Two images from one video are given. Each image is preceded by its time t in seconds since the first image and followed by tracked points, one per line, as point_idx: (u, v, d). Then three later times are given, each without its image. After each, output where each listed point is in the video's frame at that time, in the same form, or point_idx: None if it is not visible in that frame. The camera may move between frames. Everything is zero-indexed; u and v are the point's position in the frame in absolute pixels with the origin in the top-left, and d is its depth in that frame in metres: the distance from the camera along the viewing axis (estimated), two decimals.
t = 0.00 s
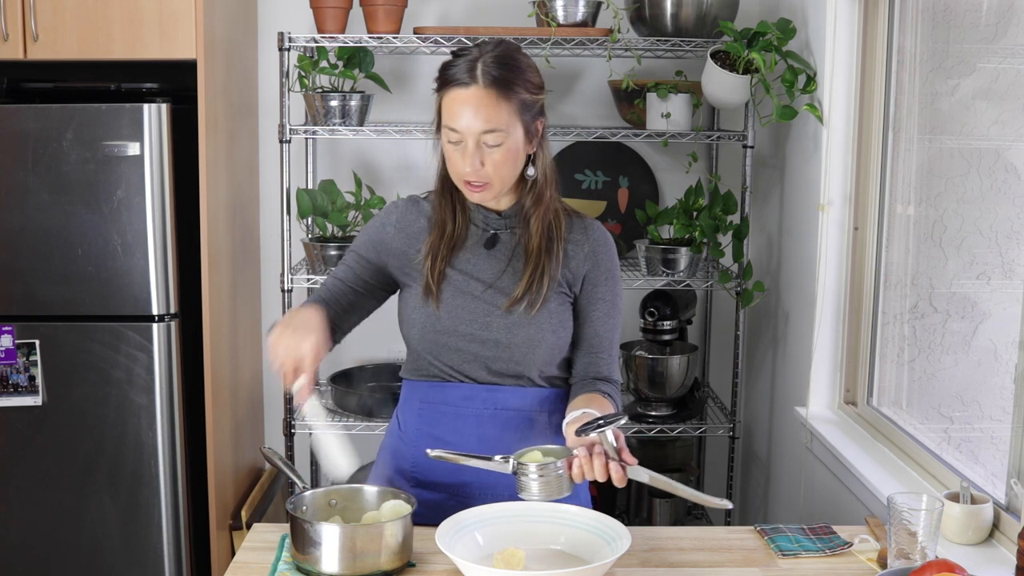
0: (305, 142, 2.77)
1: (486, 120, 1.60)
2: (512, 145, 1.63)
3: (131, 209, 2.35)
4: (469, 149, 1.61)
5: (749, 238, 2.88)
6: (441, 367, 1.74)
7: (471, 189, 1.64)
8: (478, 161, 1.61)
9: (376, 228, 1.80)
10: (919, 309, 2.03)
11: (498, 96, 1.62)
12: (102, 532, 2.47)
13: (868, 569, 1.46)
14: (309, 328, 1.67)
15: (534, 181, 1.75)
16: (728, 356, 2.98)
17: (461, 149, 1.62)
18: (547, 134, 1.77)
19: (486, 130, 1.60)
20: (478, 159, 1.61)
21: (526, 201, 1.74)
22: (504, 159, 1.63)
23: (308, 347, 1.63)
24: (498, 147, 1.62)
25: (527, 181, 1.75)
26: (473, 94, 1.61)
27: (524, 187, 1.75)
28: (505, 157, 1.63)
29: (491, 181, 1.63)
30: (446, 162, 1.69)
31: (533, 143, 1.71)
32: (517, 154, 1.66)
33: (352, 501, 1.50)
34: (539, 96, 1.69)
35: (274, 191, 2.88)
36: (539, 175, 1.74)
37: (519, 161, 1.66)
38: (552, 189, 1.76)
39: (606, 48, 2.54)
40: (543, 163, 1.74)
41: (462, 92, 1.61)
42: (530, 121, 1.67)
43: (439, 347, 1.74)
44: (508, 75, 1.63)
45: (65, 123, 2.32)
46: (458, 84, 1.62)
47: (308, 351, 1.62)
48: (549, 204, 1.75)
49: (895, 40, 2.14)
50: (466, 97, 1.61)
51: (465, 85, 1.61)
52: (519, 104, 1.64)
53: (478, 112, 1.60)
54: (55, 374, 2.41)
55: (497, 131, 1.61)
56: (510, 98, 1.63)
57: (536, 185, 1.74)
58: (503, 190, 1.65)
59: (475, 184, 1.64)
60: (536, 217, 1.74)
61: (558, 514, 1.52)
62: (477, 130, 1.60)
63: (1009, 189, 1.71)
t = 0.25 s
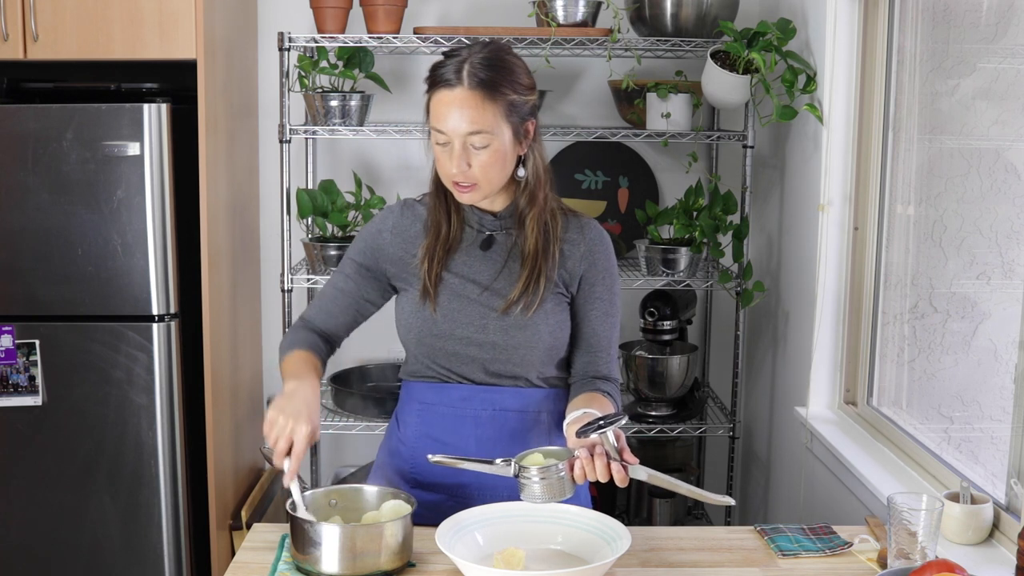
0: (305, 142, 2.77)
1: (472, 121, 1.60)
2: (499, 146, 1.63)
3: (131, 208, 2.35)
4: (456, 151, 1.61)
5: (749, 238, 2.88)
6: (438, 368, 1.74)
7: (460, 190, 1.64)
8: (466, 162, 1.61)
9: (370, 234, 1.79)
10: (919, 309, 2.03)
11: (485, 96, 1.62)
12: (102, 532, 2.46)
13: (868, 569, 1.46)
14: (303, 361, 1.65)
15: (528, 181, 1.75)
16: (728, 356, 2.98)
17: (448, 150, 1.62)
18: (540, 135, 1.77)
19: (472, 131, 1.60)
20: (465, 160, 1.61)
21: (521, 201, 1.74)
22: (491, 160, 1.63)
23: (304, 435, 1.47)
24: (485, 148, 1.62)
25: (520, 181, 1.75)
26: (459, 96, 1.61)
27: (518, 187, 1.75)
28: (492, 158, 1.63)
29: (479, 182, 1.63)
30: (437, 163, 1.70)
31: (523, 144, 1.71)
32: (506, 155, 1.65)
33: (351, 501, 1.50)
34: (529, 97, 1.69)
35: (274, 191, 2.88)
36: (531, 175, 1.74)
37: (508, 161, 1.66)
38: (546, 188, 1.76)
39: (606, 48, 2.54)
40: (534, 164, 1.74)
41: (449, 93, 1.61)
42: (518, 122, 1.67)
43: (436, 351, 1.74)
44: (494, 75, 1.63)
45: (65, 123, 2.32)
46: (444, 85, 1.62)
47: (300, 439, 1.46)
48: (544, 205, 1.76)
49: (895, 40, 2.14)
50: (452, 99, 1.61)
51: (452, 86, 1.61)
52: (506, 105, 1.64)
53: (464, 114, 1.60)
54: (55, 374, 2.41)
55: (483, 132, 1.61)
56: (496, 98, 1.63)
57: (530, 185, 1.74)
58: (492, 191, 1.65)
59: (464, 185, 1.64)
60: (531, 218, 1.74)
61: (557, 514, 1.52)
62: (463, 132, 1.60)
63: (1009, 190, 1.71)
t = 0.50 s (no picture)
0: (305, 142, 2.77)
1: (462, 120, 1.60)
2: (491, 145, 1.63)
3: (131, 208, 2.35)
4: (447, 150, 1.60)
5: (749, 238, 2.88)
6: (436, 370, 1.75)
7: (453, 190, 1.64)
8: (457, 162, 1.61)
9: (365, 237, 1.79)
10: (919, 309, 2.03)
11: (474, 95, 1.62)
12: (102, 532, 2.46)
13: (868, 569, 1.46)
14: (292, 377, 1.67)
15: (520, 180, 1.74)
16: (728, 356, 2.98)
17: (440, 150, 1.62)
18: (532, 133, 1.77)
19: (462, 130, 1.60)
20: (457, 159, 1.61)
21: (514, 200, 1.74)
22: (483, 159, 1.63)
23: (296, 451, 1.46)
24: (476, 147, 1.62)
25: (512, 180, 1.74)
26: (449, 95, 1.61)
27: (510, 185, 1.75)
28: (484, 157, 1.62)
29: (472, 181, 1.63)
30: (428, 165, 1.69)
31: (515, 142, 1.71)
32: (497, 154, 1.65)
33: (351, 502, 1.50)
34: (519, 95, 1.69)
35: (274, 191, 2.88)
36: (523, 173, 1.73)
37: (500, 160, 1.66)
38: (539, 186, 1.76)
39: (606, 48, 2.54)
40: (525, 162, 1.73)
41: (438, 93, 1.61)
42: (509, 120, 1.67)
43: (435, 354, 1.74)
44: (483, 74, 1.63)
45: (65, 123, 2.32)
46: (434, 85, 1.62)
47: (293, 456, 1.45)
48: (537, 202, 1.75)
49: (895, 40, 2.14)
50: (442, 98, 1.61)
51: (441, 86, 1.61)
52: (496, 103, 1.64)
53: (454, 113, 1.60)
54: (54, 374, 2.41)
55: (474, 131, 1.61)
56: (486, 97, 1.63)
57: (522, 184, 1.74)
58: (485, 190, 1.65)
59: (456, 184, 1.63)
60: (525, 217, 1.73)
61: (558, 514, 1.52)
62: (454, 131, 1.60)
63: (1009, 190, 1.71)
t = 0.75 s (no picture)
0: (305, 142, 2.77)
1: (458, 120, 1.60)
2: (487, 144, 1.63)
3: (131, 208, 2.35)
4: (443, 150, 1.60)
5: (749, 238, 2.88)
6: (434, 371, 1.75)
7: (449, 190, 1.64)
8: (454, 161, 1.61)
9: (362, 239, 1.79)
10: (919, 309, 2.03)
11: (470, 95, 1.62)
12: (102, 532, 2.46)
13: (868, 569, 1.46)
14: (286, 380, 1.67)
15: (516, 179, 1.74)
16: (728, 356, 2.98)
17: (436, 150, 1.62)
18: (527, 133, 1.77)
19: (458, 130, 1.60)
20: (453, 159, 1.61)
21: (510, 200, 1.74)
22: (479, 158, 1.63)
23: (285, 445, 1.46)
24: (473, 147, 1.62)
25: (508, 180, 1.74)
26: (445, 95, 1.61)
27: (506, 185, 1.75)
28: (480, 157, 1.62)
29: (468, 181, 1.63)
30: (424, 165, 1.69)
31: (511, 142, 1.71)
32: (494, 154, 1.65)
33: (351, 502, 1.50)
34: (514, 94, 1.69)
35: (274, 191, 2.88)
36: (519, 173, 1.74)
37: (496, 160, 1.66)
38: (534, 186, 1.76)
39: (606, 48, 2.54)
40: (521, 162, 1.73)
41: (434, 92, 1.61)
42: (504, 120, 1.67)
43: (433, 356, 1.74)
44: (479, 73, 1.63)
45: (65, 123, 2.32)
46: (430, 85, 1.62)
47: (281, 447, 1.46)
48: (533, 201, 1.75)
49: (895, 40, 2.14)
50: (437, 98, 1.61)
51: (437, 86, 1.61)
52: (492, 103, 1.64)
53: (450, 113, 1.60)
54: (54, 374, 2.41)
55: (470, 131, 1.61)
56: (482, 97, 1.63)
57: (518, 183, 1.74)
58: (481, 190, 1.65)
59: (452, 184, 1.63)
60: (521, 217, 1.73)
61: (557, 513, 1.52)
62: (451, 131, 1.60)
63: (1009, 190, 1.71)
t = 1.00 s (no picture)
0: (305, 142, 2.77)
1: (458, 118, 1.60)
2: (487, 142, 1.63)
3: (131, 208, 2.35)
4: (443, 149, 1.60)
5: (748, 238, 2.88)
6: (432, 371, 1.75)
7: (450, 189, 1.64)
8: (454, 160, 1.61)
9: (361, 243, 1.79)
10: (919, 309, 2.03)
11: (469, 93, 1.62)
12: (102, 532, 2.46)
13: (868, 569, 1.46)
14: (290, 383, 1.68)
15: (514, 178, 1.74)
16: (728, 356, 2.98)
17: (436, 149, 1.62)
18: (525, 131, 1.77)
19: (458, 128, 1.60)
20: (453, 157, 1.61)
21: (507, 199, 1.74)
22: (479, 156, 1.63)
23: (278, 443, 1.48)
24: (472, 145, 1.62)
25: (506, 178, 1.74)
26: (444, 93, 1.61)
27: (504, 184, 1.75)
28: (480, 155, 1.62)
29: (468, 179, 1.63)
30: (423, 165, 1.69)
31: (510, 140, 1.71)
32: (493, 151, 1.65)
33: (351, 502, 1.50)
34: (512, 92, 1.69)
35: (274, 191, 2.88)
36: (518, 171, 1.74)
37: (496, 157, 1.66)
38: (532, 184, 1.76)
39: (606, 48, 2.54)
40: (520, 159, 1.73)
41: (433, 91, 1.61)
42: (503, 117, 1.67)
43: (430, 355, 1.74)
44: (477, 71, 1.63)
45: (65, 123, 2.32)
46: (428, 84, 1.62)
47: (274, 446, 1.47)
48: (531, 200, 1.75)
49: (895, 40, 2.14)
50: (436, 97, 1.61)
51: (436, 84, 1.61)
52: (490, 100, 1.64)
53: (449, 111, 1.60)
54: (54, 374, 2.41)
55: (470, 129, 1.61)
56: (481, 94, 1.63)
57: (517, 181, 1.74)
58: (481, 188, 1.65)
59: (453, 183, 1.63)
60: (519, 215, 1.73)
61: (557, 513, 1.52)
62: (450, 129, 1.60)
63: (1009, 190, 1.71)
